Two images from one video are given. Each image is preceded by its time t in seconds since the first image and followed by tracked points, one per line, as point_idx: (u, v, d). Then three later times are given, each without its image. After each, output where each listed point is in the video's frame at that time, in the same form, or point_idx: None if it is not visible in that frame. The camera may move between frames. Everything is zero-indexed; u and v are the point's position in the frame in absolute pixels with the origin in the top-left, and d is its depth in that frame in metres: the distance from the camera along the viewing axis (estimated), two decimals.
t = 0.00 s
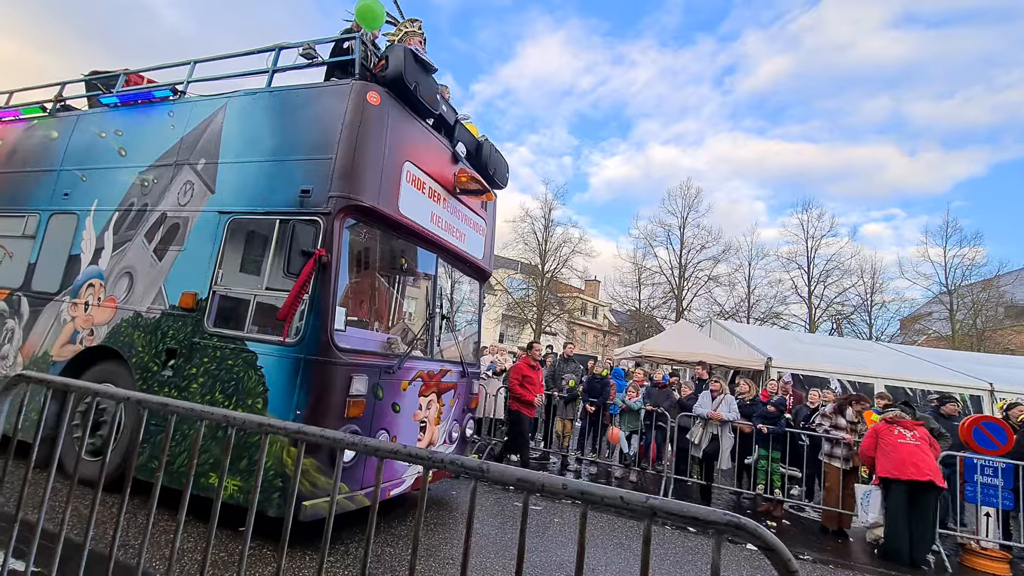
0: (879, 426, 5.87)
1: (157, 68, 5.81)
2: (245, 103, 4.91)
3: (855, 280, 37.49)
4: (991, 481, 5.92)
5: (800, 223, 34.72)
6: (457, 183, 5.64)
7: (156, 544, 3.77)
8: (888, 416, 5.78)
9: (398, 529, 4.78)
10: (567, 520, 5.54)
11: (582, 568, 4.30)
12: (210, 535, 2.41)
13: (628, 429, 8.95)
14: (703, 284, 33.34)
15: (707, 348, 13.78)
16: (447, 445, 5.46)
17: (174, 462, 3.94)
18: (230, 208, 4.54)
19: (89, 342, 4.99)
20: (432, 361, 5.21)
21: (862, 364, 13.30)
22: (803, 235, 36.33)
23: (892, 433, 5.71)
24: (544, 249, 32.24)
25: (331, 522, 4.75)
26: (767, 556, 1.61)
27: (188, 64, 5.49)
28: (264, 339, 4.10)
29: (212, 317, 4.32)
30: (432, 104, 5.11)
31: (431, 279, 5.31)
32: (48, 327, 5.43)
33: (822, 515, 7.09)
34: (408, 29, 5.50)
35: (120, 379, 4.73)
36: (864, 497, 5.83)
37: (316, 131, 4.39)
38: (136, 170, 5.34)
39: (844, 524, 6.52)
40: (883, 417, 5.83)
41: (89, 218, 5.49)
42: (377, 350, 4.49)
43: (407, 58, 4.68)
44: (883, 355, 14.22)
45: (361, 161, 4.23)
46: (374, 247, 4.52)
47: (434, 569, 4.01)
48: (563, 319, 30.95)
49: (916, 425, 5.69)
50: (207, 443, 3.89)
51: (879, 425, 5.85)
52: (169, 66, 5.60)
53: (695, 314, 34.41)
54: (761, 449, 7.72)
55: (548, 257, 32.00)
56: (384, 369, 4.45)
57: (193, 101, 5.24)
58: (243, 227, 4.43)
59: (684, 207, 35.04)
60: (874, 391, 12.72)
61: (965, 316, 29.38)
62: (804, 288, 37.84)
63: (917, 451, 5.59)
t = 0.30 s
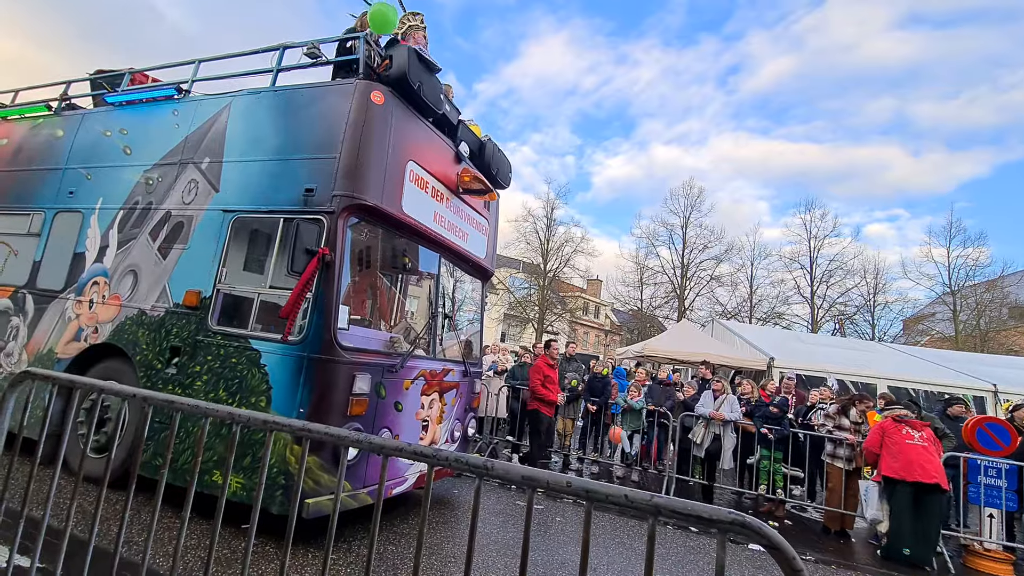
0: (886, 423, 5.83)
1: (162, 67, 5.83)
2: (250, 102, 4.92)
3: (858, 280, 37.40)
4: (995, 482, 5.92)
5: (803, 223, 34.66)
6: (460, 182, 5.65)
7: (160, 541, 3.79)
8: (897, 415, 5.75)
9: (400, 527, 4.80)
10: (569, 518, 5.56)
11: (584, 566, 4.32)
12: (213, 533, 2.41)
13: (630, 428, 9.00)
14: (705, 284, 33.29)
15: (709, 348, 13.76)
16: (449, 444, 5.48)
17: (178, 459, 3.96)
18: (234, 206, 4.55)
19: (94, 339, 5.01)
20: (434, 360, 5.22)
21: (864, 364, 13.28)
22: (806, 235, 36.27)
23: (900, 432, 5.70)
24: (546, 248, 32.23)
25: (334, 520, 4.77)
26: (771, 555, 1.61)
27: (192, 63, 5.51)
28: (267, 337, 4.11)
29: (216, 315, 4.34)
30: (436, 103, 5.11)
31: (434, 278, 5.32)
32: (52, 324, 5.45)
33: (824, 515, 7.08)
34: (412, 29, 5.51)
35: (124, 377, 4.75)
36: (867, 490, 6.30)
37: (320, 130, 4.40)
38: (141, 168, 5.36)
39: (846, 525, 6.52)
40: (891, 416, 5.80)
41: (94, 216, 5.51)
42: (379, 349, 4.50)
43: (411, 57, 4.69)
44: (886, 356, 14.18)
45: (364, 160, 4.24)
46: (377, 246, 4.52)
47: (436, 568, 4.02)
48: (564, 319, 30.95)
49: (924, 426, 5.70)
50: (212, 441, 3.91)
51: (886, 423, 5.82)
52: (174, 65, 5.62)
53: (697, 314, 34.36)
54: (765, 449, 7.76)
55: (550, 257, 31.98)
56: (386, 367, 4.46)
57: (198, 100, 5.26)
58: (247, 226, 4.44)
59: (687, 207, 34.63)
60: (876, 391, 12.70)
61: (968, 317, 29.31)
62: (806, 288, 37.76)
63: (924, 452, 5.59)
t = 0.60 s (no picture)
0: (894, 423, 5.75)
1: (163, 64, 5.82)
2: (250, 99, 4.91)
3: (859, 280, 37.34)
4: (995, 483, 5.91)
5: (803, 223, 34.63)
6: (460, 181, 5.64)
7: (160, 538, 3.80)
8: (906, 417, 5.70)
9: (400, 525, 4.80)
10: (568, 518, 5.56)
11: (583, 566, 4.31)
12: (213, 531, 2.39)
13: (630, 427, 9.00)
14: (705, 283, 33.27)
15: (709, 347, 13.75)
16: (449, 442, 5.47)
17: (178, 457, 3.96)
18: (234, 204, 4.55)
19: (94, 336, 5.01)
20: (434, 358, 5.22)
21: (865, 364, 13.26)
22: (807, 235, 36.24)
23: (909, 435, 5.65)
24: (546, 247, 32.21)
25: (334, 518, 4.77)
26: (772, 555, 1.60)
27: (193, 60, 5.50)
28: (268, 335, 4.11)
29: (216, 313, 4.34)
30: (437, 101, 5.10)
31: (434, 277, 5.31)
32: (53, 321, 5.45)
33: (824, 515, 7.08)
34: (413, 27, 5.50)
35: (124, 374, 4.75)
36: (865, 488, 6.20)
37: (320, 128, 4.39)
38: (141, 166, 5.35)
39: (846, 525, 6.52)
40: (900, 417, 5.73)
41: (94, 213, 5.50)
42: (379, 347, 4.50)
43: (412, 54, 4.68)
44: (886, 356, 14.16)
45: (365, 158, 4.23)
46: (377, 244, 4.52)
47: (436, 566, 4.01)
48: (564, 318, 30.94)
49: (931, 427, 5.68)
50: (212, 438, 3.91)
51: (894, 423, 5.74)
52: (175, 62, 5.61)
53: (698, 313, 34.34)
54: (765, 449, 7.61)
55: (550, 256, 31.95)
56: (386, 366, 4.45)
57: (199, 97, 5.25)
58: (247, 224, 4.44)
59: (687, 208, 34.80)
60: (877, 391, 12.69)
61: (968, 317, 29.29)
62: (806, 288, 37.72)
63: (931, 455, 5.59)
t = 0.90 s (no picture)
0: (907, 424, 5.61)
1: (166, 61, 5.82)
2: (253, 97, 4.91)
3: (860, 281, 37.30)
4: (996, 484, 5.90)
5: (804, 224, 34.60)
6: (463, 179, 5.64)
7: (162, 536, 3.80)
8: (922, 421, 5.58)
9: (402, 524, 4.80)
10: (569, 517, 5.56)
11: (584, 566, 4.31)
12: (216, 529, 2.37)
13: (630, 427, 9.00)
14: (706, 284, 33.25)
15: (710, 348, 13.75)
16: (450, 441, 5.47)
17: (180, 454, 3.96)
18: (236, 202, 4.54)
19: (95, 334, 5.01)
20: (436, 357, 5.22)
21: (866, 365, 13.25)
22: (808, 236, 36.21)
23: (921, 440, 5.56)
24: (547, 247, 32.18)
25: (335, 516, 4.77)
26: (776, 556, 1.59)
27: (196, 57, 5.50)
28: (269, 333, 4.11)
29: (218, 311, 4.34)
30: (439, 100, 5.10)
31: (436, 276, 5.31)
32: (55, 318, 5.45)
33: (824, 516, 7.08)
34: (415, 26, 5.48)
35: (126, 371, 4.75)
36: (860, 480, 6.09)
37: (322, 126, 4.39)
38: (143, 163, 5.35)
39: (847, 526, 6.52)
40: (914, 420, 5.59)
41: (96, 210, 5.50)
42: (381, 345, 4.49)
43: (415, 53, 4.67)
44: (887, 358, 14.15)
45: (367, 156, 4.23)
46: (379, 243, 4.51)
47: (437, 565, 4.02)
48: (565, 317, 30.94)
49: (943, 433, 5.59)
50: (214, 436, 3.91)
51: (907, 425, 5.60)
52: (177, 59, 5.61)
53: (698, 314, 34.32)
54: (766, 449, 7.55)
55: (551, 255, 31.93)
56: (388, 364, 4.45)
57: (201, 95, 5.25)
58: (250, 222, 4.44)
59: (688, 207, 35.83)
60: (878, 393, 12.68)
61: (970, 319, 29.27)
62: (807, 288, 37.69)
63: (937, 461, 5.55)
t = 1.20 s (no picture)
0: (914, 431, 5.57)
1: (170, 59, 5.83)
2: (256, 95, 4.92)
3: (861, 284, 37.28)
4: (995, 489, 5.91)
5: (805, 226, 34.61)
6: (465, 179, 5.65)
7: (162, 533, 3.81)
8: (931, 430, 5.48)
9: (401, 523, 4.81)
10: (568, 518, 5.57)
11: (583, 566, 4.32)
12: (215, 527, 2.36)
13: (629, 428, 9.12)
14: (707, 286, 33.25)
15: (710, 349, 13.78)
16: (450, 440, 5.47)
17: (180, 451, 3.97)
18: (239, 199, 4.55)
19: (97, 330, 5.02)
20: (437, 357, 5.23)
21: (866, 369, 13.25)
22: (809, 238, 36.21)
23: (925, 448, 5.52)
24: (548, 247, 32.18)
25: (334, 514, 4.78)
26: (776, 559, 1.60)
27: (200, 55, 5.51)
28: (271, 331, 4.12)
29: (220, 308, 4.35)
30: (443, 100, 5.10)
31: (437, 275, 5.32)
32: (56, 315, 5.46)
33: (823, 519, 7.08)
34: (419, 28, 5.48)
35: (126, 368, 4.76)
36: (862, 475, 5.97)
37: (326, 125, 4.39)
38: (147, 160, 5.36)
39: (846, 529, 6.52)
40: (921, 428, 5.55)
41: (99, 206, 5.51)
42: (382, 344, 4.50)
43: (419, 53, 4.68)
44: (888, 361, 14.16)
45: (370, 155, 4.24)
46: (380, 242, 4.52)
47: (436, 564, 4.03)
48: (566, 318, 30.94)
49: (946, 443, 5.54)
50: (215, 433, 3.92)
51: (913, 431, 5.57)
52: (182, 57, 5.63)
53: (699, 316, 34.31)
54: (766, 451, 7.54)
55: (552, 256, 31.92)
56: (389, 363, 4.46)
57: (205, 93, 5.26)
58: (252, 220, 4.45)
59: (688, 207, 36.54)
60: (878, 396, 12.68)
61: (970, 323, 29.26)
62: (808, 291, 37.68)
63: (937, 470, 5.52)
